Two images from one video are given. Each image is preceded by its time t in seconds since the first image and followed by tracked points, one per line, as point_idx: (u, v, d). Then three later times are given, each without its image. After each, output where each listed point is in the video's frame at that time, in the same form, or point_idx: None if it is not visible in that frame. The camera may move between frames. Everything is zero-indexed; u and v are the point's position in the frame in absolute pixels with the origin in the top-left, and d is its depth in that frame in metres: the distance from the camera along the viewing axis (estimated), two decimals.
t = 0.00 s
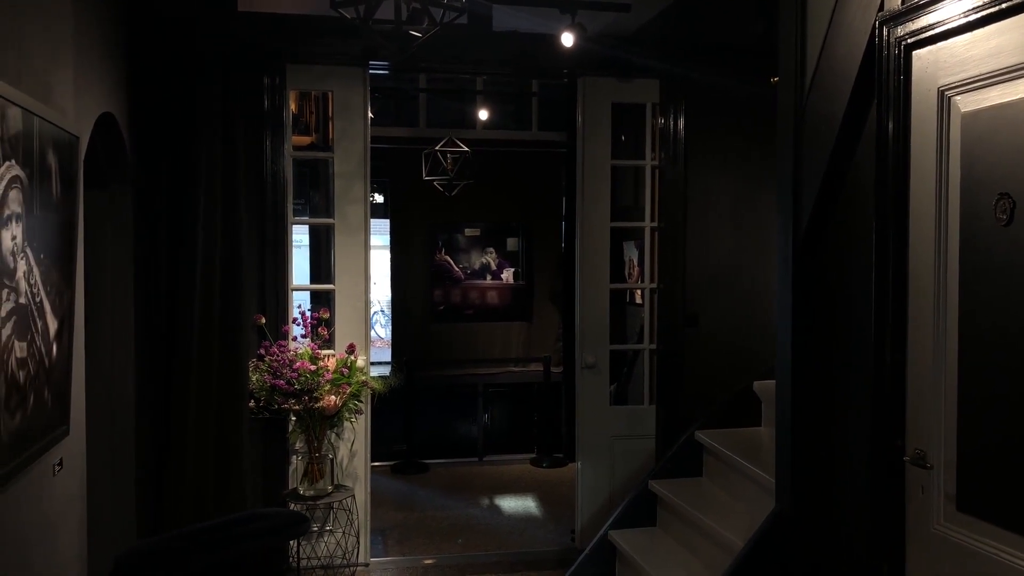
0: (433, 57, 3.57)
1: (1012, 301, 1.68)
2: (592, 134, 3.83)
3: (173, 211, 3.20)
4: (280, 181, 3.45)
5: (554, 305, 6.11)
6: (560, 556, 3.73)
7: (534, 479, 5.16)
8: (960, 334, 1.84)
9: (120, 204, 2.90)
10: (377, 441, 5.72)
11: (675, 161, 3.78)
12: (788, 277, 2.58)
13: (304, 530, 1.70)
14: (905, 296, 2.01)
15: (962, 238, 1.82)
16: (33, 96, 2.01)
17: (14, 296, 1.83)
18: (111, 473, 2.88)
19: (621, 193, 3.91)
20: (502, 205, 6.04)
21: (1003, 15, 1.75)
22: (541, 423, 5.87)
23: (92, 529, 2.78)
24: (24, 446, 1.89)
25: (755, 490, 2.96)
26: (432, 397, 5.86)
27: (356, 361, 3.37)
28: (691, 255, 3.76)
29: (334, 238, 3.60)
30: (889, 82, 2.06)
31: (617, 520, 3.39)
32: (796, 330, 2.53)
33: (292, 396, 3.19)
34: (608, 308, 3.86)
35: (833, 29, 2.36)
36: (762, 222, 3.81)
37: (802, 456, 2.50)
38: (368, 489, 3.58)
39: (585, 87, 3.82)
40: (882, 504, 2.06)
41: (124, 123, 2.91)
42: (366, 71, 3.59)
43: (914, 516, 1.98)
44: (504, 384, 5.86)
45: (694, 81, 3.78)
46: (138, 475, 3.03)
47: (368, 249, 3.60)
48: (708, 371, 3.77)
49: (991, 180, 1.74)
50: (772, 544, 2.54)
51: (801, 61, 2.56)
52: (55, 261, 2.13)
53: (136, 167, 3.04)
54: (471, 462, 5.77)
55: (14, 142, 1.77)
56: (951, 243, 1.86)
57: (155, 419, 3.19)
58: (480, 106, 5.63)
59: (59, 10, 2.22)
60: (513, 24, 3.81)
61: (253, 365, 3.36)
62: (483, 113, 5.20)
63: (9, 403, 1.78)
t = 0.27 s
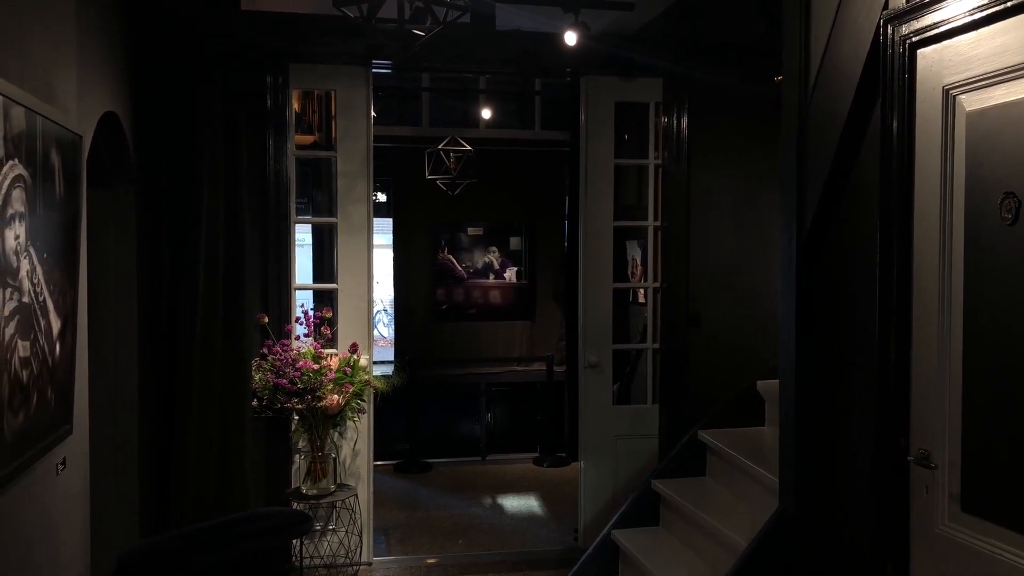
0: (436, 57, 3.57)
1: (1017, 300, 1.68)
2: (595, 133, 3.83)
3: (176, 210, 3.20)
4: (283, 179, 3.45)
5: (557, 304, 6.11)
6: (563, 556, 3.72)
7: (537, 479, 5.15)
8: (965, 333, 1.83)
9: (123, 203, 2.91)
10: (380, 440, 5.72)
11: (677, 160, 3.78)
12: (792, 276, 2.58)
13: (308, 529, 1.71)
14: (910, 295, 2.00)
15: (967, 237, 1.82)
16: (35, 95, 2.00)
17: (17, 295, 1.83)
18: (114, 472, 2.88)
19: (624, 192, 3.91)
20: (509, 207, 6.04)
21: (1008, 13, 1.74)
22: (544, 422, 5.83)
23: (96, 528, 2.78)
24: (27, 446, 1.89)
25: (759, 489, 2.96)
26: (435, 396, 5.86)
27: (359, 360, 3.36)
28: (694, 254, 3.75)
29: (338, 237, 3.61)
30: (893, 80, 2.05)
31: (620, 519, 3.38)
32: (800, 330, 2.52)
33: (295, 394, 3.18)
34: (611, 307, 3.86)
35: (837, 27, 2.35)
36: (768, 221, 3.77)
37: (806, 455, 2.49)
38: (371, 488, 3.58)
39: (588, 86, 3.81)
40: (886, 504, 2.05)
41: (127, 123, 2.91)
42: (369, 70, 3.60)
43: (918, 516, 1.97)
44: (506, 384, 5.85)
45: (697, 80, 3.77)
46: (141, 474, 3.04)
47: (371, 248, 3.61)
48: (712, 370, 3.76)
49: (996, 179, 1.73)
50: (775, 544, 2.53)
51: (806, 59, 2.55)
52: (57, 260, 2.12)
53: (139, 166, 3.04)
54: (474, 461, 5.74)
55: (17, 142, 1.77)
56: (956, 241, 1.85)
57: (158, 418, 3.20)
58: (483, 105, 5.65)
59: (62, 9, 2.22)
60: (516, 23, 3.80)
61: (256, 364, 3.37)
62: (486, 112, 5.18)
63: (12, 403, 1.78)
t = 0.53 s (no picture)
0: (437, 56, 3.57)
1: (1019, 301, 1.67)
2: (597, 133, 3.83)
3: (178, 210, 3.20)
4: (285, 175, 3.47)
5: (558, 304, 6.12)
6: (564, 556, 3.72)
7: (537, 479, 5.14)
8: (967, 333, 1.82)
9: (124, 202, 2.91)
10: (381, 440, 5.72)
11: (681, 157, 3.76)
12: (793, 276, 2.57)
13: (309, 529, 1.72)
14: (912, 296, 2.00)
15: (970, 237, 1.81)
16: (37, 94, 2.00)
17: (19, 294, 1.83)
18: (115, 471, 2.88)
19: (626, 192, 3.91)
20: (507, 205, 6.03)
21: (1010, 13, 1.73)
22: (546, 422, 5.82)
23: (97, 527, 2.78)
24: (28, 445, 1.90)
25: (760, 489, 2.96)
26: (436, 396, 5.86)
27: (359, 360, 3.37)
28: (696, 254, 3.75)
29: (339, 237, 3.62)
30: (895, 80, 2.04)
31: (621, 519, 3.38)
32: (802, 330, 2.52)
33: (296, 393, 3.19)
34: (612, 306, 3.86)
35: (839, 27, 2.35)
36: (768, 221, 3.79)
37: (807, 455, 2.49)
38: (372, 488, 3.59)
39: (589, 86, 3.81)
40: (888, 505, 2.05)
41: (129, 122, 2.91)
42: (371, 69, 3.61)
43: (920, 517, 1.97)
44: (508, 383, 5.85)
45: (698, 80, 3.77)
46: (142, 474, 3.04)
47: (373, 247, 3.63)
48: (713, 370, 3.76)
49: (998, 178, 1.73)
50: (776, 544, 2.53)
51: (807, 58, 2.54)
52: (58, 259, 2.13)
53: (141, 165, 3.04)
54: (475, 461, 5.74)
55: (18, 140, 1.78)
56: (958, 240, 1.85)
57: (159, 417, 3.20)
58: (484, 104, 5.67)
59: (64, 9, 2.22)
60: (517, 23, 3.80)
61: (257, 363, 3.39)
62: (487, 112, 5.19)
63: (14, 402, 1.78)
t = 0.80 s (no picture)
0: (438, 56, 3.57)
1: (1019, 301, 1.67)
2: (598, 133, 3.83)
3: (179, 209, 3.21)
4: (286, 176, 3.47)
5: (559, 304, 6.12)
6: (564, 555, 3.73)
7: (537, 480, 5.11)
8: (967, 333, 1.82)
9: (125, 202, 2.91)
10: (382, 440, 5.71)
11: (681, 158, 3.76)
12: (794, 276, 2.58)
13: (310, 527, 1.73)
14: (912, 296, 2.00)
15: (970, 237, 1.81)
16: (38, 94, 2.01)
17: (20, 294, 1.83)
18: (115, 470, 2.88)
19: (626, 192, 3.91)
20: (511, 207, 6.04)
21: (1011, 14, 1.73)
22: (546, 421, 5.80)
23: (97, 526, 2.79)
24: (29, 445, 1.90)
25: (761, 489, 2.96)
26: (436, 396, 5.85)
27: (360, 360, 3.37)
28: (697, 254, 3.75)
29: (340, 236, 3.62)
30: (896, 81, 2.04)
31: (622, 520, 3.38)
32: (802, 330, 2.52)
33: (298, 394, 3.20)
34: (613, 307, 3.86)
35: (840, 27, 2.34)
36: (768, 221, 3.80)
37: (807, 456, 2.49)
38: (372, 488, 3.59)
39: (590, 86, 3.81)
40: (888, 505, 2.05)
41: (130, 122, 2.91)
42: (372, 69, 3.61)
43: (920, 517, 1.97)
44: (508, 383, 5.85)
45: (699, 81, 3.77)
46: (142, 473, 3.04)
47: (374, 247, 3.63)
48: (713, 371, 3.76)
49: (999, 179, 1.73)
50: (777, 545, 2.53)
51: (808, 59, 2.54)
52: (60, 259, 2.13)
53: (141, 165, 3.04)
54: (475, 462, 5.68)
55: (19, 141, 1.78)
56: (958, 241, 1.85)
57: (160, 416, 3.20)
58: (485, 104, 5.67)
59: (65, 9, 2.22)
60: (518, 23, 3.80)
61: (257, 363, 3.39)
62: (489, 112, 5.17)
63: (14, 401, 1.78)
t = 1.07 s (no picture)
0: (438, 56, 3.57)
1: (1019, 301, 1.67)
2: (598, 133, 3.83)
3: (179, 209, 3.21)
4: (286, 176, 3.48)
5: (559, 304, 6.12)
6: (564, 555, 3.73)
7: (538, 480, 5.12)
8: (968, 333, 1.82)
9: (126, 202, 2.91)
10: (382, 440, 5.71)
11: (681, 158, 3.76)
12: (794, 276, 2.58)
13: (311, 527, 1.74)
14: (913, 296, 2.00)
15: (970, 237, 1.81)
16: (39, 93, 2.01)
17: (20, 293, 1.83)
18: (115, 469, 2.89)
19: (627, 192, 3.91)
20: (512, 207, 6.04)
21: (1012, 14, 1.73)
22: (546, 421, 5.81)
23: (98, 526, 2.79)
24: (29, 445, 1.90)
25: (761, 489, 2.96)
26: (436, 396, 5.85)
27: (361, 360, 3.37)
28: (697, 254, 3.75)
29: (340, 236, 3.63)
30: (897, 80, 2.05)
31: (622, 519, 3.38)
32: (802, 330, 2.52)
33: (298, 393, 3.21)
34: (613, 307, 3.86)
35: (840, 27, 2.34)
36: (769, 221, 3.80)
37: (807, 455, 2.49)
38: (372, 488, 3.60)
39: (591, 86, 3.81)
40: (888, 505, 2.05)
41: (131, 122, 2.92)
42: (372, 68, 3.61)
43: (920, 517, 1.97)
44: (509, 383, 5.86)
45: (700, 81, 3.77)
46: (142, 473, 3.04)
47: (374, 247, 3.63)
48: (713, 370, 3.76)
49: (999, 179, 1.73)
50: (777, 544, 2.53)
51: (809, 59, 2.54)
52: (60, 258, 2.13)
53: (142, 164, 3.04)
54: (476, 462, 5.71)
55: (20, 140, 1.78)
56: (958, 241, 1.85)
57: (160, 416, 3.21)
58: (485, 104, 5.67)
59: (66, 8, 2.22)
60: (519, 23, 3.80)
61: (258, 363, 3.39)
62: (489, 111, 5.17)
63: (15, 400, 1.79)
